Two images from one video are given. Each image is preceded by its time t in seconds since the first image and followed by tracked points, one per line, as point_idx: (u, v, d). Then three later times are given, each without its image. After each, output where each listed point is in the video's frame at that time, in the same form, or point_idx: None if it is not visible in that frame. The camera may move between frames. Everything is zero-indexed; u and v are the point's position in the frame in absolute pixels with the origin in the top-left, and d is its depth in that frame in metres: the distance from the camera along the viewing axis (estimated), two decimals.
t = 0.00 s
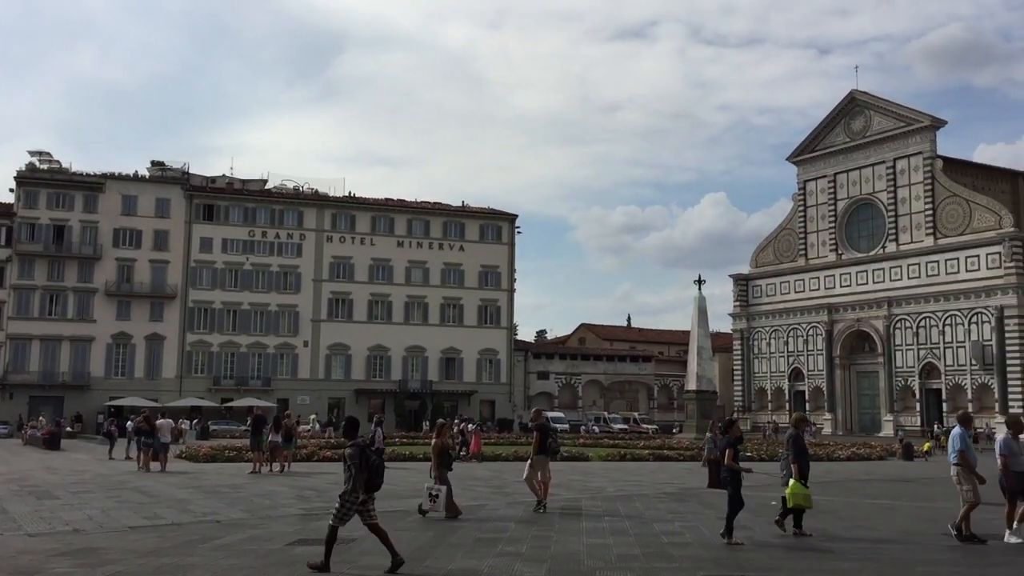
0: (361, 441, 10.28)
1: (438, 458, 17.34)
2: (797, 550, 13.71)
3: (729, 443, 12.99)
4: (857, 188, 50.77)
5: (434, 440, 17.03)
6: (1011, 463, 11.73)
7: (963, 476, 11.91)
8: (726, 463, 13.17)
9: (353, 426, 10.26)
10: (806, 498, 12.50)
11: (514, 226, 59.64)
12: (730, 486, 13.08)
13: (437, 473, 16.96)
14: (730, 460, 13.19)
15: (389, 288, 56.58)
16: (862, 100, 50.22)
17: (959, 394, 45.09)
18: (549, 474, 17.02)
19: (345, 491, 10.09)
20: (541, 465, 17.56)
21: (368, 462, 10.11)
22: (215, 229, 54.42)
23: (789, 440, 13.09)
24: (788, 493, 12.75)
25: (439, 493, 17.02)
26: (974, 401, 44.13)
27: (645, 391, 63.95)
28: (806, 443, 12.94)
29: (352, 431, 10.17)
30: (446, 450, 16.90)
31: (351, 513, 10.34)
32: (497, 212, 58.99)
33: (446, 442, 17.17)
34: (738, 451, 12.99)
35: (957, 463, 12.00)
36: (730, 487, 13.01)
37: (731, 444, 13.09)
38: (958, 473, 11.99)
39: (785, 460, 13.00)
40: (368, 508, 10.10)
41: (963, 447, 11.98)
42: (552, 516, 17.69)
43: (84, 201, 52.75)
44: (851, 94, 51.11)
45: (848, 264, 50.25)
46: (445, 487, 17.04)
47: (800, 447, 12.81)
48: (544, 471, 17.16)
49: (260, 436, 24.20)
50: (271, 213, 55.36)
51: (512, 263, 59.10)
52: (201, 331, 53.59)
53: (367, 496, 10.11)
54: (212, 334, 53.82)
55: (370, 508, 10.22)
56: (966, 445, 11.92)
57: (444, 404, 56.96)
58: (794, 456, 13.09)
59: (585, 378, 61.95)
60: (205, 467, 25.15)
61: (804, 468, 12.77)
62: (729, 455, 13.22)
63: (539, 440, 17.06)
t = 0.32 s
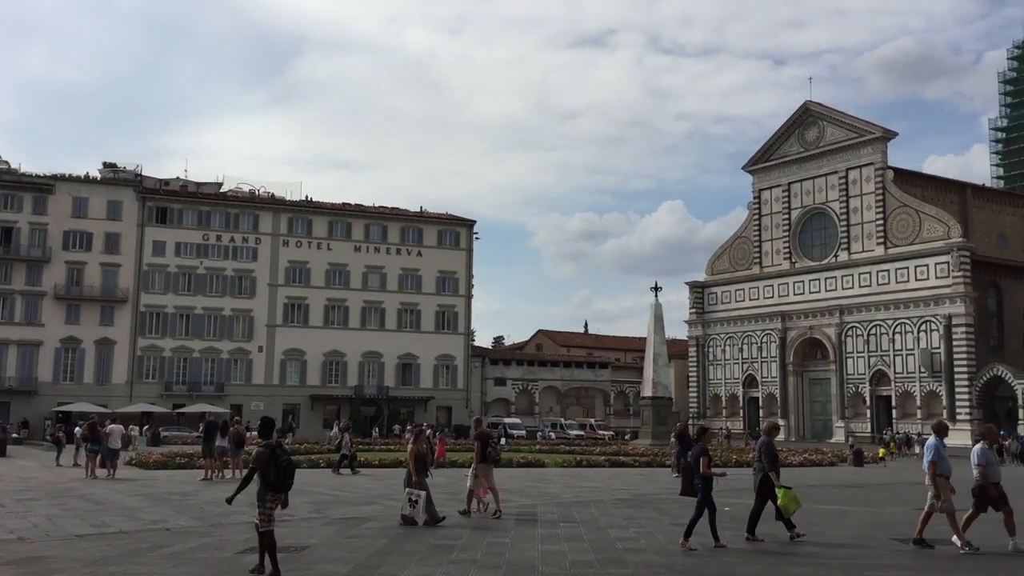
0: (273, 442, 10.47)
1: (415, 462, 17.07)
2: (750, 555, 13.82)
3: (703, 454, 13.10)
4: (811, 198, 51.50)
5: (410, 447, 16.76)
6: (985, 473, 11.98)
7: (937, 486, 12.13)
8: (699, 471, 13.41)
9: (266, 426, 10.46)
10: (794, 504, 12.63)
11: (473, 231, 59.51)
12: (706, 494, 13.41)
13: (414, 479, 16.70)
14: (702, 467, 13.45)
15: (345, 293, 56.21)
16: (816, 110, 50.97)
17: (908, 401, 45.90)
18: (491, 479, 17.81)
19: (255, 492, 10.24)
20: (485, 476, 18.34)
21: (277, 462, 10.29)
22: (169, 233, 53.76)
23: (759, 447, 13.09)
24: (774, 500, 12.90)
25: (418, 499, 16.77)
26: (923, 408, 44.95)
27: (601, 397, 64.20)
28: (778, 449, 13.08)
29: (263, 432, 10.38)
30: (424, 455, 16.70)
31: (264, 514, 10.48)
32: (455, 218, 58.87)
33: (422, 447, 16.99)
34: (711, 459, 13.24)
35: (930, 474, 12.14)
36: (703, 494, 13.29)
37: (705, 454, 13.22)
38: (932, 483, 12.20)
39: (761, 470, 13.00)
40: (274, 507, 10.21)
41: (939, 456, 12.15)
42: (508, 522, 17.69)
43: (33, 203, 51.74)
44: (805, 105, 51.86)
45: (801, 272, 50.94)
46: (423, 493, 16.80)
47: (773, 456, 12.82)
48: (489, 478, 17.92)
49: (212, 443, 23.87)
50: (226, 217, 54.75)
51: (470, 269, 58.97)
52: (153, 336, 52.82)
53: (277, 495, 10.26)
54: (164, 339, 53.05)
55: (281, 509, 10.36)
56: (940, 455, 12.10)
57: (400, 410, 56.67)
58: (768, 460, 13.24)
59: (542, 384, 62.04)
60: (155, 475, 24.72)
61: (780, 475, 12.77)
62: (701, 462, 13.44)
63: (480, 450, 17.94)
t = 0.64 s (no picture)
0: (187, 451, 10.28)
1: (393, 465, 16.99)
2: (705, 558, 13.93)
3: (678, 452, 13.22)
4: (768, 203, 52.10)
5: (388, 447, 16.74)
6: (960, 470, 12.19)
7: (914, 486, 12.29)
8: (672, 470, 13.57)
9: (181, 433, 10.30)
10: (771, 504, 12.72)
11: (433, 234, 59.31)
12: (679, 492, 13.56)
13: (391, 480, 16.55)
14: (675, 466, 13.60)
15: (303, 295, 55.78)
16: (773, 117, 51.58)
17: (862, 404, 46.64)
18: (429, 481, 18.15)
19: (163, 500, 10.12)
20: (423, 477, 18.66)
21: (186, 471, 10.11)
22: (124, 233, 53.00)
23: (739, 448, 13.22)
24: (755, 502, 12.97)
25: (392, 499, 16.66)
26: (876, 411, 45.69)
27: (560, 400, 64.41)
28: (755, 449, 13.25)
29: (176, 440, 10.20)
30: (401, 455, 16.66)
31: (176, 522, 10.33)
32: (414, 220, 58.61)
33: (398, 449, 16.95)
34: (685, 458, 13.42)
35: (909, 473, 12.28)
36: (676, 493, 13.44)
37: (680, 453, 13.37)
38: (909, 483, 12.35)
39: (741, 470, 13.14)
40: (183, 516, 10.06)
41: (915, 457, 12.32)
42: (466, 526, 17.66)
43: None
44: (763, 111, 52.46)
45: (758, 277, 51.51)
46: (396, 493, 16.70)
47: (753, 455, 12.98)
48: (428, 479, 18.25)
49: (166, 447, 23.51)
50: (183, 217, 54.11)
51: (430, 271, 58.76)
52: (106, 338, 52.01)
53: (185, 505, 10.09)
54: (118, 341, 52.27)
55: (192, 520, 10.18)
56: (918, 456, 12.26)
57: (359, 413, 56.35)
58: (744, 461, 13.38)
59: (501, 387, 62.05)
60: (108, 478, 24.32)
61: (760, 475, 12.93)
62: (674, 461, 13.59)
63: (419, 450, 18.21)
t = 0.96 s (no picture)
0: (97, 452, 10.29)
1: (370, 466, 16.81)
2: (660, 558, 14.03)
3: (652, 453, 13.36)
4: (725, 206, 52.61)
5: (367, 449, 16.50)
6: (939, 476, 12.34)
7: (893, 490, 12.46)
8: (647, 471, 13.75)
9: (91, 436, 10.31)
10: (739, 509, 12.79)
11: (392, 234, 59.00)
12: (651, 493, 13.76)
13: (369, 484, 16.46)
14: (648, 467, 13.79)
15: (260, 295, 55.25)
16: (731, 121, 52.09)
17: (815, 405, 47.30)
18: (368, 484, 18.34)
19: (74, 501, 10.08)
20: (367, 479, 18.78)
21: (102, 472, 10.15)
22: (76, 231, 52.06)
23: (719, 452, 13.41)
24: (719, 502, 13.00)
25: (365, 504, 16.65)
26: (829, 412, 46.36)
27: (519, 402, 64.53)
28: (735, 454, 13.32)
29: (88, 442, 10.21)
30: (384, 460, 16.52)
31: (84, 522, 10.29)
32: (373, 221, 58.27)
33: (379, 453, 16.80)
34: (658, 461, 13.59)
35: (891, 478, 12.41)
36: (649, 494, 13.62)
37: (654, 455, 13.53)
38: (888, 487, 12.51)
39: (719, 472, 13.30)
40: (100, 515, 10.15)
41: (897, 462, 12.46)
42: (423, 528, 17.58)
43: None
44: (721, 116, 52.96)
45: (715, 279, 52.00)
46: (371, 499, 16.64)
47: (733, 459, 13.14)
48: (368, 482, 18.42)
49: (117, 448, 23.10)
50: (136, 216, 53.32)
51: (389, 272, 58.45)
52: (56, 337, 51.06)
53: (99, 505, 10.14)
54: (69, 341, 51.36)
55: (105, 520, 10.23)
56: (899, 459, 12.41)
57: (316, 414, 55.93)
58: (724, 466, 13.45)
59: (459, 388, 61.94)
60: (56, 481, 23.87)
61: (740, 479, 13.04)
62: (648, 463, 13.76)
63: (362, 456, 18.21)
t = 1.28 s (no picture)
0: None
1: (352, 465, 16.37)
2: (613, 559, 14.10)
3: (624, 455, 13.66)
4: (683, 210, 53.04)
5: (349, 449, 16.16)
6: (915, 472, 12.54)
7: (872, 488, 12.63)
8: (622, 472, 14.09)
9: None
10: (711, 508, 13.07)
11: (351, 235, 58.66)
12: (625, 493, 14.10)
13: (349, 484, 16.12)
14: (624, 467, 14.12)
15: (216, 295, 54.63)
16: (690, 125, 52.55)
17: (770, 407, 47.89)
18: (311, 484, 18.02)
19: None
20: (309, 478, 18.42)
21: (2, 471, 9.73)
22: (26, 228, 51.08)
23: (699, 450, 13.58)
24: (694, 500, 13.23)
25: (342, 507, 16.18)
26: (784, 414, 46.95)
27: (477, 403, 64.50)
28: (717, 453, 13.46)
29: None
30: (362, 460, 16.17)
31: None
32: (332, 221, 57.90)
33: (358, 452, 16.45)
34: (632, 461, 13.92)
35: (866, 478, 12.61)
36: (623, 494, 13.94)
37: (629, 457, 13.87)
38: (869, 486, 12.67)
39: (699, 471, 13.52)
40: None
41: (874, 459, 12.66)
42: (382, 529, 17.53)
43: None
44: (679, 120, 53.41)
45: (673, 282, 52.42)
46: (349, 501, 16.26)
47: (712, 459, 13.33)
48: (312, 481, 18.10)
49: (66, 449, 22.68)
50: (89, 213, 52.48)
51: (347, 272, 58.11)
52: (6, 336, 50.07)
53: None
54: (19, 340, 50.38)
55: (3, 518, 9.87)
56: (874, 458, 12.63)
57: (272, 415, 55.39)
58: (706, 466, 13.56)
59: (418, 389, 61.73)
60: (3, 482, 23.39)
61: (717, 478, 13.22)
62: (623, 463, 14.08)
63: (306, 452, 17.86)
